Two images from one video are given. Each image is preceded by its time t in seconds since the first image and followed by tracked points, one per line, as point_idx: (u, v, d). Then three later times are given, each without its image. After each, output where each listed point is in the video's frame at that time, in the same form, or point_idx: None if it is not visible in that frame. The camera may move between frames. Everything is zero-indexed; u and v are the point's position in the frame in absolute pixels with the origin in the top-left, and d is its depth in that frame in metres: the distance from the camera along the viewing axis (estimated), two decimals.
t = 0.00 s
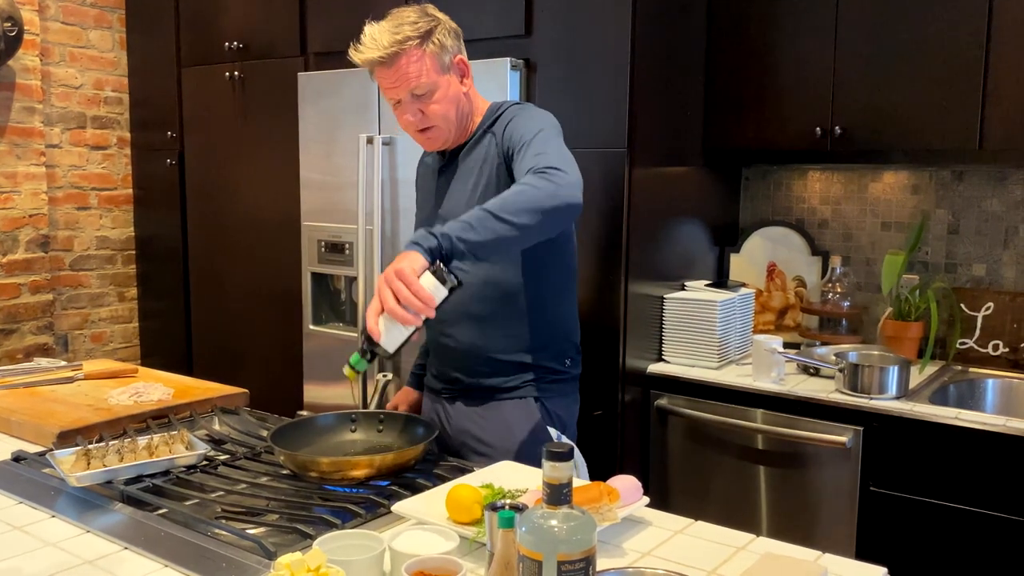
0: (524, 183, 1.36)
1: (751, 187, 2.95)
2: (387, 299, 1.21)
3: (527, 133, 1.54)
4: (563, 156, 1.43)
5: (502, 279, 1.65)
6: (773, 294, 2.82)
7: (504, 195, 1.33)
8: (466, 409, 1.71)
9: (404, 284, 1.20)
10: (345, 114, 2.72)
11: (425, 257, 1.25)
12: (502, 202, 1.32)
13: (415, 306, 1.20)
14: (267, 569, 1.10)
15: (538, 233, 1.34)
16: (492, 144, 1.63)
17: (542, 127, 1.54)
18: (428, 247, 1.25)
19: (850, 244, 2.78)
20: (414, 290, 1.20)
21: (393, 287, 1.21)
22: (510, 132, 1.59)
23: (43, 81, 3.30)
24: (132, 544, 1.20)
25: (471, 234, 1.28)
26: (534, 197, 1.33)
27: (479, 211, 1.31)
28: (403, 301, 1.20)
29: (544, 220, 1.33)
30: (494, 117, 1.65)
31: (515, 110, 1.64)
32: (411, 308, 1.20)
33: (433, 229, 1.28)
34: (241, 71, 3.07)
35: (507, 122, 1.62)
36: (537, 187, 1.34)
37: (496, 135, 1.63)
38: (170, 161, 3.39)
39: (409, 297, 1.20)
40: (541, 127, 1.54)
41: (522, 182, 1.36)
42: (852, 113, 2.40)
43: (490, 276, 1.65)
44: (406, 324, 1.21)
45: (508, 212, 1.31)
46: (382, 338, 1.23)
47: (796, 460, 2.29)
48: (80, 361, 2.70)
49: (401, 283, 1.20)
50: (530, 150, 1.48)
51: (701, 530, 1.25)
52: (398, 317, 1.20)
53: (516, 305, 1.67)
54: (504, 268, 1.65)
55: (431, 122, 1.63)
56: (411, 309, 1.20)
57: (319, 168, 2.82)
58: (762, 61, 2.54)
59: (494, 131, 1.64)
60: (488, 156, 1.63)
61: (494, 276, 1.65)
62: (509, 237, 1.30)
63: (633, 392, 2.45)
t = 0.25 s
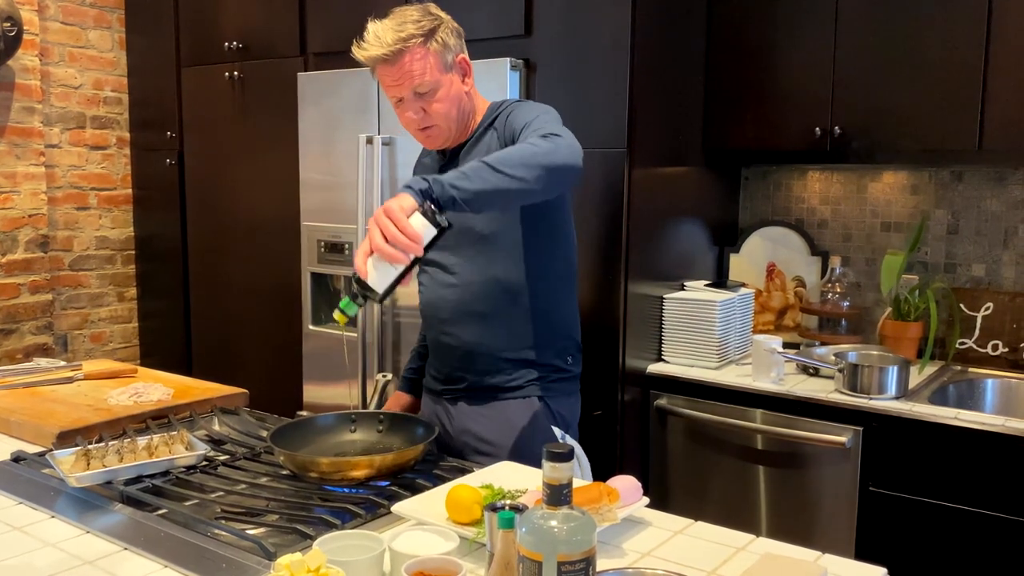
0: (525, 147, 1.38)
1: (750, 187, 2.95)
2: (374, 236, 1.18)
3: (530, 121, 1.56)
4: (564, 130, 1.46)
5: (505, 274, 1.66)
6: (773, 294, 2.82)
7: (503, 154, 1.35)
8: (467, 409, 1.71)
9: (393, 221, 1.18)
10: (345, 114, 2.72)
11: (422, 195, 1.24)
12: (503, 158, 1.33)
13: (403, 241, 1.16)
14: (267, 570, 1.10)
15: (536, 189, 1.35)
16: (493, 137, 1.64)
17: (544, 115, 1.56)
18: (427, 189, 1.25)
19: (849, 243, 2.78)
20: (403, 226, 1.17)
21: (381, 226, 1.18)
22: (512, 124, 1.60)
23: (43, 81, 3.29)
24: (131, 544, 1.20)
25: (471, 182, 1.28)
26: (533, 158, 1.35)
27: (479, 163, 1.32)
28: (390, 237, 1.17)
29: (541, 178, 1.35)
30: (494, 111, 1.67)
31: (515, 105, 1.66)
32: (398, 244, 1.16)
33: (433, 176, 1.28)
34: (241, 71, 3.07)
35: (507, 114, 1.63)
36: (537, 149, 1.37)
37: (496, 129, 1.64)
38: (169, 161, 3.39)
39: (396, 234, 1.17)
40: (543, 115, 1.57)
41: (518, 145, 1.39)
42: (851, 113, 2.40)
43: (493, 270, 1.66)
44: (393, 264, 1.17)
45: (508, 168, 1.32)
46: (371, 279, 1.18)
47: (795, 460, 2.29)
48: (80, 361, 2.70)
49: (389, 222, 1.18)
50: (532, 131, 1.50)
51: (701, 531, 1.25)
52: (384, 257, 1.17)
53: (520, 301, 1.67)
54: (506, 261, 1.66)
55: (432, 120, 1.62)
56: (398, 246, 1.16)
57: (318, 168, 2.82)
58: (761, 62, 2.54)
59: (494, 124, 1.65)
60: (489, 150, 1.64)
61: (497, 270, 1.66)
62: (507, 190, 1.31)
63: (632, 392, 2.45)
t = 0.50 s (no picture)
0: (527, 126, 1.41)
1: (750, 187, 2.95)
2: (382, 202, 1.18)
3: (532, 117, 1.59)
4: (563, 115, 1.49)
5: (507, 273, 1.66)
6: (773, 294, 2.82)
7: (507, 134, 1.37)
8: (469, 410, 1.71)
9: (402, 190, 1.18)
10: (344, 114, 2.72)
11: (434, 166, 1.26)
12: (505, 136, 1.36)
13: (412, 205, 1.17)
14: (267, 570, 1.11)
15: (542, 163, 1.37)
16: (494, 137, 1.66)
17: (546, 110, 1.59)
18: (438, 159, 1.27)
19: (849, 244, 2.78)
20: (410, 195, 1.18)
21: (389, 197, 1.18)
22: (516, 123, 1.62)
23: (42, 81, 3.29)
24: (132, 544, 1.21)
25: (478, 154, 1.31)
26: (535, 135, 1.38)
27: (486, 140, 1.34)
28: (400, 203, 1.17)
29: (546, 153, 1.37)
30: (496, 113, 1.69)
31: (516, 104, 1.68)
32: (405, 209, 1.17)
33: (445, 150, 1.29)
34: (240, 71, 3.07)
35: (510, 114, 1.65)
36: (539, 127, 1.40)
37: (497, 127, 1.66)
38: (169, 161, 3.39)
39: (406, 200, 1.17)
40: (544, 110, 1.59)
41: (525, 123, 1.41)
42: (851, 114, 2.40)
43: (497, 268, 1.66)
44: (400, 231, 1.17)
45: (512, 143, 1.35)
46: (377, 244, 1.17)
47: (795, 461, 2.29)
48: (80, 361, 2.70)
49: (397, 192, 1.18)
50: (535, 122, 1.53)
51: (701, 531, 1.25)
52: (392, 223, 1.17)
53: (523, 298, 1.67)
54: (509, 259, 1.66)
55: (431, 121, 1.62)
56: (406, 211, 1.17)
57: (318, 168, 2.82)
58: (761, 62, 2.54)
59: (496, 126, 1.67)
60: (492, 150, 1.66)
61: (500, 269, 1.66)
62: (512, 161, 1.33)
63: (632, 392, 2.45)
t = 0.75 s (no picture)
0: (576, 202, 1.39)
1: (749, 187, 2.95)
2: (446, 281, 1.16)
3: (541, 139, 1.58)
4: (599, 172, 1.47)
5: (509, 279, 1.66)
6: (772, 294, 2.82)
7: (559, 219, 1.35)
8: (474, 411, 1.72)
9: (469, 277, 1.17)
10: (344, 114, 2.72)
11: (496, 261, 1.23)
12: (560, 223, 1.33)
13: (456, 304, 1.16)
14: (267, 570, 1.11)
15: (592, 255, 1.36)
16: (495, 145, 1.65)
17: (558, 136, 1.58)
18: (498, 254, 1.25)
19: (848, 244, 2.78)
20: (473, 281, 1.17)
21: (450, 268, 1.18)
22: (519, 135, 1.62)
23: (42, 81, 3.29)
24: (132, 544, 1.21)
25: (536, 249, 1.29)
26: (587, 216, 1.35)
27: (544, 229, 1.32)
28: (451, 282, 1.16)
29: (597, 239, 1.35)
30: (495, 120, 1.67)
31: (514, 112, 1.67)
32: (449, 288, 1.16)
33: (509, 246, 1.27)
34: (240, 72, 3.07)
35: (511, 124, 1.64)
36: (591, 206, 1.37)
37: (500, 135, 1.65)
38: (169, 161, 3.40)
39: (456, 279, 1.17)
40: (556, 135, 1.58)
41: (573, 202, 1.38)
42: (850, 114, 2.41)
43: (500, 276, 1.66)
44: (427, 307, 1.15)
45: (566, 232, 1.33)
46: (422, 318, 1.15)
47: (794, 460, 2.30)
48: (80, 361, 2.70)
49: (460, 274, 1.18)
50: (556, 163, 1.51)
51: (701, 531, 1.25)
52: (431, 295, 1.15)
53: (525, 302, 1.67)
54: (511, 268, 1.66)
55: (428, 122, 1.63)
56: (450, 298, 1.15)
57: (317, 168, 2.82)
58: (760, 62, 2.54)
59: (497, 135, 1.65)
60: (492, 158, 1.65)
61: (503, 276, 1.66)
62: (564, 254, 1.31)
63: (631, 392, 2.45)
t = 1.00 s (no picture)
0: (573, 276, 1.45)
1: (748, 187, 2.95)
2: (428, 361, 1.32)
3: (555, 179, 1.55)
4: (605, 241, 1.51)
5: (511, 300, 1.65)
6: (771, 294, 2.82)
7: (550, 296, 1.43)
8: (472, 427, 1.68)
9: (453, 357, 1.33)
10: (342, 114, 2.72)
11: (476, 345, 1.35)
12: (549, 304, 1.41)
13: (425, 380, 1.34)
14: (266, 569, 1.11)
15: (571, 337, 1.45)
16: (506, 165, 1.62)
17: (574, 175, 1.56)
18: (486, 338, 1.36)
19: (847, 244, 2.78)
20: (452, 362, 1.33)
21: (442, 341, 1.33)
22: (531, 161, 1.59)
23: (41, 81, 3.29)
24: (130, 544, 1.21)
25: (518, 328, 1.38)
26: (582, 297, 1.43)
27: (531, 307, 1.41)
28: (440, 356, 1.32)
29: (582, 322, 1.44)
30: (510, 134, 1.63)
31: (532, 130, 1.63)
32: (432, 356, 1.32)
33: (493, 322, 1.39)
34: (239, 72, 3.07)
35: (525, 147, 1.61)
36: (583, 290, 1.43)
37: (515, 158, 1.61)
38: (168, 161, 3.40)
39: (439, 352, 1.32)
40: (572, 175, 1.56)
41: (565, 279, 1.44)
42: (848, 113, 2.41)
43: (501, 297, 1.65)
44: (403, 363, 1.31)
45: (555, 315, 1.40)
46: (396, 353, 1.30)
47: (793, 460, 2.30)
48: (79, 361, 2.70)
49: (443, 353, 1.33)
50: (561, 223, 1.52)
51: (699, 530, 1.25)
52: (414, 352, 1.30)
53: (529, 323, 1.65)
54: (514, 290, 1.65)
55: (448, 117, 1.59)
56: (425, 368, 1.32)
57: (316, 168, 2.82)
58: (758, 62, 2.54)
59: (511, 153, 1.62)
60: (502, 177, 1.62)
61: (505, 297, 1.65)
62: (548, 334, 1.40)
63: (630, 392, 2.45)
